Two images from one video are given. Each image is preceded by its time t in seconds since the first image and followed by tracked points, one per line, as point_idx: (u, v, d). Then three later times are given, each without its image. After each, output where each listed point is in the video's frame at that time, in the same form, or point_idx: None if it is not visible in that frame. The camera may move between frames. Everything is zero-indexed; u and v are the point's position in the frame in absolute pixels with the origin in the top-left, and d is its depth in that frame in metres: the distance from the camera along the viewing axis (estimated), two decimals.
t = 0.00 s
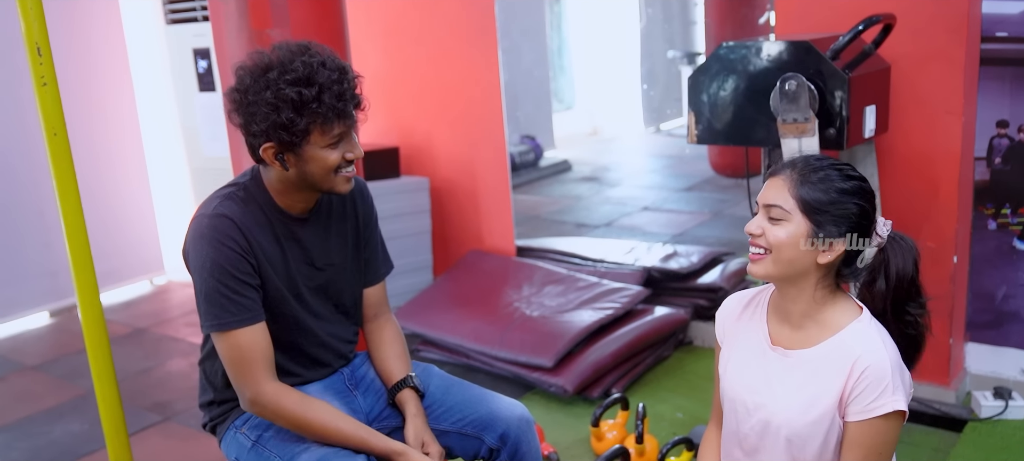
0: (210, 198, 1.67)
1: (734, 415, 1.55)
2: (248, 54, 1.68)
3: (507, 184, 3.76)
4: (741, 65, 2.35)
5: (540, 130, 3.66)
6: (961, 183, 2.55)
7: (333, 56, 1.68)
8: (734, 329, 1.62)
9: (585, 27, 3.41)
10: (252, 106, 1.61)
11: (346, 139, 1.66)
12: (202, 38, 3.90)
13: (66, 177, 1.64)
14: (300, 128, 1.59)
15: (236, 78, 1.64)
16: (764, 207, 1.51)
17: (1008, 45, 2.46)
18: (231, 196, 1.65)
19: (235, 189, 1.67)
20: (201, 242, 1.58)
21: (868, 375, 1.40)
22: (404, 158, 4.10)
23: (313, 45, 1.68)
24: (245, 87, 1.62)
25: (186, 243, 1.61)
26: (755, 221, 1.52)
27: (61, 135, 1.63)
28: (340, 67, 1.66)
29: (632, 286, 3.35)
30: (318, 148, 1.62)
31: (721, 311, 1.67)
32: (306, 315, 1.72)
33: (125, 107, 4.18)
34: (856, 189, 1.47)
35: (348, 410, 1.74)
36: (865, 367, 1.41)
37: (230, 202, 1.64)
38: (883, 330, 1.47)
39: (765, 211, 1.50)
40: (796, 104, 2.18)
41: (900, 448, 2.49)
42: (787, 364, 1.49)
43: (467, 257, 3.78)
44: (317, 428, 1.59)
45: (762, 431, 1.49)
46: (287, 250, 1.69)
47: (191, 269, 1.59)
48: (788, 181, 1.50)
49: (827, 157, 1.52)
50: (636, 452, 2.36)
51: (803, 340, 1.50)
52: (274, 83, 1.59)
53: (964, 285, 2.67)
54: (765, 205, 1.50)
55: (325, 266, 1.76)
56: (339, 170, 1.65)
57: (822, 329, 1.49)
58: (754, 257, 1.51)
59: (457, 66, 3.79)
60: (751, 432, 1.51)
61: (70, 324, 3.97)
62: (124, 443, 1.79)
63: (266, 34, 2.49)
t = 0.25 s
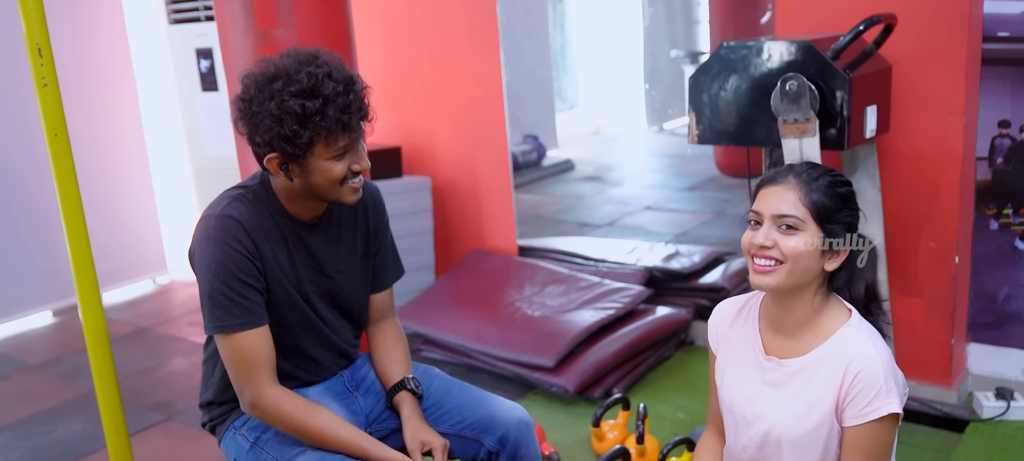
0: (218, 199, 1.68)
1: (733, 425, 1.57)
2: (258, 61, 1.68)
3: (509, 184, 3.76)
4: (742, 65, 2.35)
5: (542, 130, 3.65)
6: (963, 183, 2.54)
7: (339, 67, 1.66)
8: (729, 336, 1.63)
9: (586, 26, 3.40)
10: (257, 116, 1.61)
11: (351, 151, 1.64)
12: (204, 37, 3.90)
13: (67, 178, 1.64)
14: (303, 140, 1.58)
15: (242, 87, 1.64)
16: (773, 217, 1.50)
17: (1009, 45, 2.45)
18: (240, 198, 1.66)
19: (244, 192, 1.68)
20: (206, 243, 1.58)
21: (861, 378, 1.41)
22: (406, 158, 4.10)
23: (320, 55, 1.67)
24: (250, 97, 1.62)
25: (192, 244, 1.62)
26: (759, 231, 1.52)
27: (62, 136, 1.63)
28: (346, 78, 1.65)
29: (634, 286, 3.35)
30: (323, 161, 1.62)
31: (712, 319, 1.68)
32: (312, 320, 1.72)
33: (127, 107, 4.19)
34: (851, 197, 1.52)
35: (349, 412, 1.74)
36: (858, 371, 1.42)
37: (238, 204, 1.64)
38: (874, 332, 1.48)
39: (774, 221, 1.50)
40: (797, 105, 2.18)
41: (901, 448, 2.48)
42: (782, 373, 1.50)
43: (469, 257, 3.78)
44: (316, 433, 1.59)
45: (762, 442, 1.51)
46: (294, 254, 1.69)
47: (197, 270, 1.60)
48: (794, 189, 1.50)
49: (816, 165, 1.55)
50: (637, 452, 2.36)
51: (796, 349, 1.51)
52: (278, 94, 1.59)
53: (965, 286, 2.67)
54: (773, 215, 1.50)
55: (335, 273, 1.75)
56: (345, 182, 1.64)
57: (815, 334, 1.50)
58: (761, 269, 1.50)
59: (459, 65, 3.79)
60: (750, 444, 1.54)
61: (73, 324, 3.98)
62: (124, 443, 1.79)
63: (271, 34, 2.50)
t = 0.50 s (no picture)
0: (228, 202, 1.67)
1: (729, 430, 1.59)
2: (302, 80, 1.65)
3: (509, 184, 3.76)
4: (741, 68, 2.35)
5: (543, 131, 3.66)
6: (963, 185, 2.54)
7: (372, 120, 1.60)
8: (720, 341, 1.65)
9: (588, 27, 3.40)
10: (274, 141, 1.58)
11: (354, 205, 1.59)
12: (205, 38, 3.90)
13: (66, 179, 1.65)
14: (305, 183, 1.55)
15: (271, 105, 1.62)
16: (761, 224, 1.49)
17: (1009, 48, 2.44)
18: (251, 202, 1.65)
19: (256, 197, 1.67)
20: (216, 245, 1.57)
21: (845, 379, 1.42)
22: (407, 159, 4.11)
23: (360, 101, 1.61)
24: (275, 118, 1.60)
25: (202, 246, 1.61)
26: (746, 239, 1.51)
27: (60, 137, 1.63)
28: (373, 139, 1.58)
29: (634, 288, 3.35)
30: (321, 202, 1.58)
31: (701, 325, 1.69)
32: (315, 326, 1.73)
33: (128, 108, 4.19)
34: (837, 204, 1.52)
35: (348, 415, 1.73)
36: (842, 372, 1.42)
37: (250, 208, 1.64)
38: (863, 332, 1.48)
39: (762, 229, 1.49)
40: (795, 107, 2.19)
41: (900, 451, 2.48)
42: (772, 378, 1.51)
43: (469, 258, 3.78)
44: (311, 439, 1.59)
45: (757, 448, 1.52)
46: (301, 263, 1.70)
47: (204, 272, 1.59)
48: (783, 197, 1.50)
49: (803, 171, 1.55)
50: (635, 454, 2.35)
51: (784, 354, 1.52)
52: (296, 131, 1.55)
53: (965, 288, 2.67)
54: (761, 223, 1.49)
55: (340, 283, 1.76)
56: (344, 223, 1.63)
57: (801, 339, 1.51)
58: (748, 277, 1.49)
59: (460, 67, 3.79)
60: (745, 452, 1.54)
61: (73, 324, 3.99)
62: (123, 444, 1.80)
63: (276, 34, 2.50)
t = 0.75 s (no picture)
0: (239, 201, 1.67)
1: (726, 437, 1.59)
2: (341, 90, 1.65)
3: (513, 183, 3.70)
4: (746, 65, 2.34)
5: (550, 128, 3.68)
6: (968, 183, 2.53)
7: (399, 142, 1.59)
8: (713, 350, 1.65)
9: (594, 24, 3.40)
10: (296, 149, 1.58)
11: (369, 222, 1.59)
12: (210, 35, 3.85)
13: (69, 174, 1.65)
14: (324, 196, 1.55)
15: (296, 112, 1.62)
16: (749, 223, 1.49)
17: (1016, 46, 2.43)
18: (262, 203, 1.65)
19: (268, 198, 1.67)
20: (224, 244, 1.57)
21: (839, 393, 1.41)
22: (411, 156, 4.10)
23: (389, 121, 1.60)
24: (299, 125, 1.59)
25: (211, 244, 1.60)
26: (734, 237, 1.50)
27: (64, 134, 1.63)
28: (397, 161, 1.57)
29: (637, 286, 3.35)
30: (336, 216, 1.58)
31: (693, 334, 1.69)
32: (320, 326, 1.72)
33: (132, 104, 4.19)
34: (830, 208, 1.51)
35: (349, 411, 1.74)
36: (836, 386, 1.42)
37: (260, 208, 1.63)
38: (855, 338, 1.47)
39: (750, 227, 1.48)
40: (800, 105, 2.18)
41: (904, 451, 2.47)
42: (766, 389, 1.51)
43: (473, 255, 3.77)
44: (312, 437, 1.59)
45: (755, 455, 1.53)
46: (309, 265, 1.69)
47: (212, 271, 1.58)
48: (775, 197, 1.49)
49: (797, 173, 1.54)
50: (638, 452, 2.35)
51: (777, 363, 1.52)
52: (321, 144, 1.55)
53: (971, 287, 2.66)
54: (750, 221, 1.48)
55: (346, 285, 1.76)
56: (355, 235, 1.64)
57: (793, 347, 1.50)
58: (732, 274, 1.49)
59: (463, 65, 3.77)
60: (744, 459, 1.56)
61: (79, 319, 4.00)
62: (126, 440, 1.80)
63: (282, 31, 2.50)
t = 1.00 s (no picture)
0: (236, 198, 1.67)
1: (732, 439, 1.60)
2: (321, 76, 1.66)
3: (521, 181, 3.71)
4: (754, 63, 2.33)
5: (558, 127, 3.66)
6: (978, 183, 2.51)
7: (384, 115, 1.61)
8: (716, 354, 1.64)
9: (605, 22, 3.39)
10: (289, 137, 1.59)
11: (367, 199, 1.60)
12: (220, 33, 3.82)
13: (77, 172, 1.66)
14: (318, 177, 1.55)
15: (283, 101, 1.63)
16: (746, 233, 1.47)
17: None
18: (258, 199, 1.66)
19: (263, 194, 1.68)
20: (222, 240, 1.58)
21: (841, 399, 1.40)
22: (420, 155, 4.11)
23: (372, 96, 1.62)
24: (289, 112, 1.60)
25: (208, 241, 1.61)
26: (733, 246, 1.49)
27: (72, 131, 1.64)
28: (385, 132, 1.60)
29: (645, 284, 3.34)
30: (335, 198, 1.58)
31: (698, 336, 1.68)
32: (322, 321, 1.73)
33: (141, 103, 4.21)
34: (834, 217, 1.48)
35: (353, 409, 1.74)
36: (839, 392, 1.41)
37: (256, 204, 1.64)
38: (860, 343, 1.46)
39: (747, 237, 1.47)
40: (808, 103, 2.17)
41: (912, 451, 2.46)
42: (770, 393, 1.51)
43: (481, 254, 3.77)
44: (317, 433, 1.59)
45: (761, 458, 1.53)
46: (308, 260, 1.70)
47: (211, 267, 1.59)
48: (774, 207, 1.47)
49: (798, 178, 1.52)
50: (645, 451, 2.35)
51: (781, 369, 1.51)
52: (309, 126, 1.56)
53: (981, 287, 2.64)
54: (747, 231, 1.47)
55: (346, 279, 1.76)
56: (353, 220, 1.63)
57: (797, 353, 1.50)
58: (726, 281, 1.48)
59: (472, 62, 3.77)
60: None
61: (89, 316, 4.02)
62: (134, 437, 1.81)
63: (291, 29, 2.50)
